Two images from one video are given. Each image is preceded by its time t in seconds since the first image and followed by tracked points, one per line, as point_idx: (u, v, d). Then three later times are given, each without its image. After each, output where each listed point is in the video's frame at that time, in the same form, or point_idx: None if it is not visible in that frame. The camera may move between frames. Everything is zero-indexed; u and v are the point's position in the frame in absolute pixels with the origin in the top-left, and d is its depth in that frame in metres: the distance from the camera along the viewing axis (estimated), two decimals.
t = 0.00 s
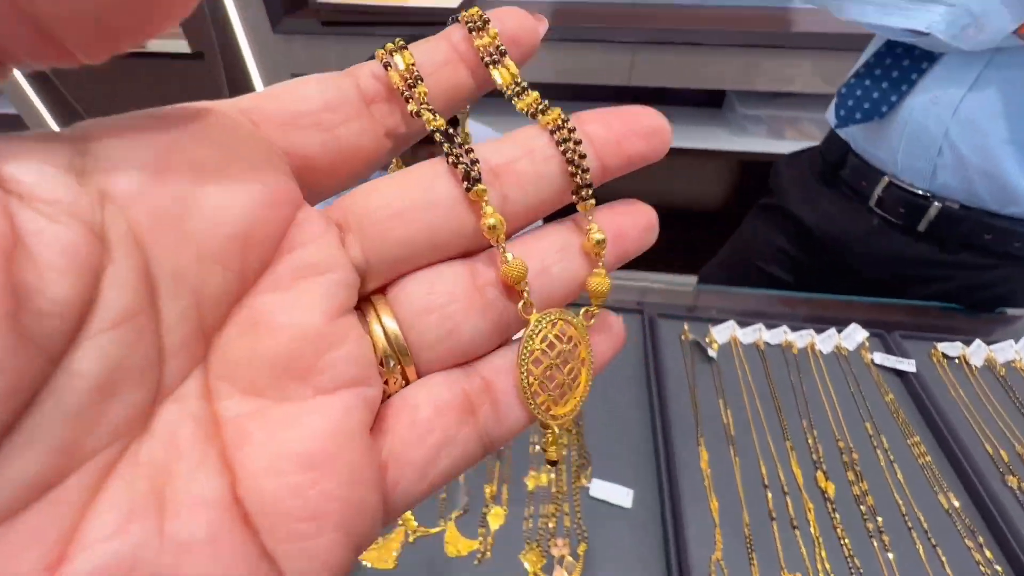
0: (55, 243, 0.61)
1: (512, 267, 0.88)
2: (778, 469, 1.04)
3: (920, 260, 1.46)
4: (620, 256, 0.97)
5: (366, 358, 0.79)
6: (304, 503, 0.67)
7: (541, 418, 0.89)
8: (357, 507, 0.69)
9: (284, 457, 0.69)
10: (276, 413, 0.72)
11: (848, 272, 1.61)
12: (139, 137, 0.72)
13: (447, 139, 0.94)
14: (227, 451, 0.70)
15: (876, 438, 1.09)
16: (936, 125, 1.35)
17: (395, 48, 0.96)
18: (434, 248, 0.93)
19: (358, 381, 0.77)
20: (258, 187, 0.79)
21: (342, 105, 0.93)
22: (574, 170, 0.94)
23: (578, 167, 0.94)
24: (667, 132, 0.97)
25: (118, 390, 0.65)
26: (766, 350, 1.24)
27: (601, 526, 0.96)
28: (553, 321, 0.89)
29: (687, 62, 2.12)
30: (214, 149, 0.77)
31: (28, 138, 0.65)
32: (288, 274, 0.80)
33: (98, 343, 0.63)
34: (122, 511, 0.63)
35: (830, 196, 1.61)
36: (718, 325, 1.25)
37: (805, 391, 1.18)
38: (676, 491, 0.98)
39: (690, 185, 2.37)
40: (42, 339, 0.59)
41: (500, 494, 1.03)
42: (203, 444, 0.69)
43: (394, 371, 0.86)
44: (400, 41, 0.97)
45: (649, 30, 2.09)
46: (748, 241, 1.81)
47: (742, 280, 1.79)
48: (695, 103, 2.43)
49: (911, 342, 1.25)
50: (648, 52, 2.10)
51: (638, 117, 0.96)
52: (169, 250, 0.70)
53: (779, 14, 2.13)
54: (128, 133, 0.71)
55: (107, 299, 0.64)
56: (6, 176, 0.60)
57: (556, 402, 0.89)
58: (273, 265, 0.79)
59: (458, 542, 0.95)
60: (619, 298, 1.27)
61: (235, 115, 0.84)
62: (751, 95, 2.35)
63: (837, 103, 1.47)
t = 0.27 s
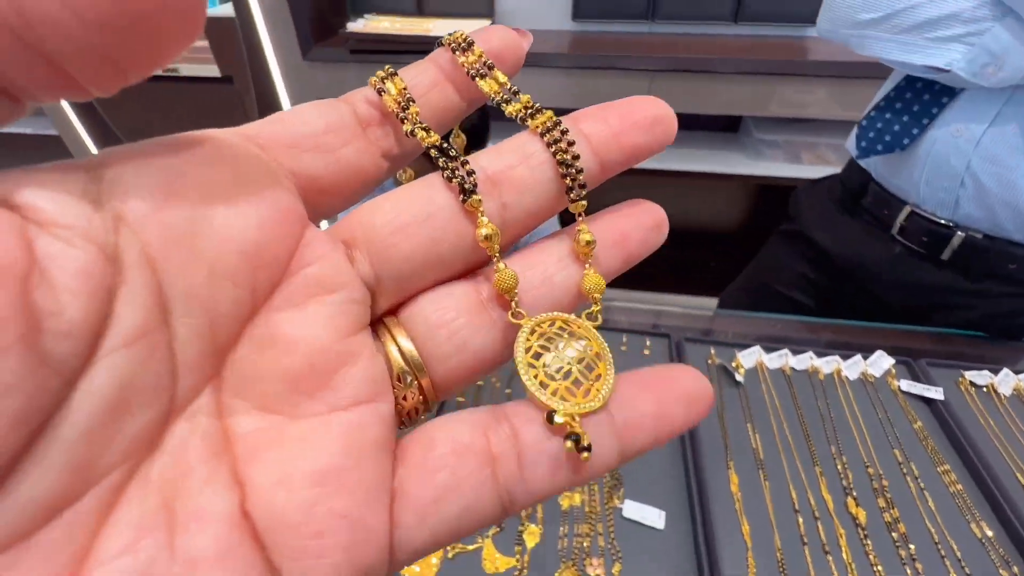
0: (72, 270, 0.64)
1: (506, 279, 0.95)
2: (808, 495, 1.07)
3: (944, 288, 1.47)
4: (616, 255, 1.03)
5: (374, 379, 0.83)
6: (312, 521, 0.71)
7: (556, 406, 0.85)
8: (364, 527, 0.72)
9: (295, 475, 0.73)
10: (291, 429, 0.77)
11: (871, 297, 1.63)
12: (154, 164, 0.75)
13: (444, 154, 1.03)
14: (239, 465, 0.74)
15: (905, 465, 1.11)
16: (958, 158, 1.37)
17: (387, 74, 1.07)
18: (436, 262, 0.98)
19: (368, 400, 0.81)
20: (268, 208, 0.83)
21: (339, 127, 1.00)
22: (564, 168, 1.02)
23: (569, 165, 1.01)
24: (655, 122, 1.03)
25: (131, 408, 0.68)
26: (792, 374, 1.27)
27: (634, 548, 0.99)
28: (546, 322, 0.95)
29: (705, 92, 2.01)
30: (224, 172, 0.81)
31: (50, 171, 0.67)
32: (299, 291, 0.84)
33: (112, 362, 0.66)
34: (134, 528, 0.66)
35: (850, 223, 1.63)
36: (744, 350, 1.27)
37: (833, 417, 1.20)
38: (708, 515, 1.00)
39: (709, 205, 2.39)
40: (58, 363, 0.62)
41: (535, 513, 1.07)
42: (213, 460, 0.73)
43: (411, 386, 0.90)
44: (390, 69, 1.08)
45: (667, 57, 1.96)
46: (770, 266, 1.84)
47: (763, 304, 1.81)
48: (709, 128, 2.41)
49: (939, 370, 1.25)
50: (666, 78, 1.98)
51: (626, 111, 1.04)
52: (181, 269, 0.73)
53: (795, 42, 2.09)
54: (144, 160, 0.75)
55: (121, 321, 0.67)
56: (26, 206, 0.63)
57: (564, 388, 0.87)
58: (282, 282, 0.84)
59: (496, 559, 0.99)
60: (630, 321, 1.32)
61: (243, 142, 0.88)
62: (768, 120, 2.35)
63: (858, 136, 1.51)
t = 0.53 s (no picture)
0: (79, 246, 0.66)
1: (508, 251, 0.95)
2: (836, 508, 1.07)
3: (967, 301, 1.48)
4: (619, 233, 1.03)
5: (383, 360, 0.85)
6: (323, 500, 0.74)
7: (555, 409, 0.92)
8: (374, 509, 0.75)
9: (307, 455, 0.75)
10: (300, 409, 0.80)
11: (891, 312, 1.63)
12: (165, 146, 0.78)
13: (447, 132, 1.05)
14: (248, 444, 0.77)
15: (934, 480, 1.10)
16: (980, 173, 1.39)
17: (391, 57, 1.10)
18: (444, 239, 1.02)
19: (377, 381, 0.84)
20: (275, 187, 0.86)
21: (344, 110, 1.03)
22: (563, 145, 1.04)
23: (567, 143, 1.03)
24: (666, 98, 1.03)
25: (138, 385, 0.70)
26: (816, 387, 1.26)
27: (663, 557, 1.00)
28: (556, 307, 0.96)
29: (717, 104, 2.03)
30: (228, 154, 0.84)
31: (60, 149, 0.71)
32: (305, 271, 0.87)
33: (116, 337, 0.69)
34: (141, 507, 0.69)
35: (871, 239, 1.63)
36: (768, 362, 1.27)
37: (859, 430, 1.20)
38: (736, 526, 1.00)
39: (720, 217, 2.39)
40: (62, 335, 0.64)
41: (562, 521, 1.09)
42: (223, 440, 0.76)
43: (416, 370, 0.93)
44: (394, 54, 1.11)
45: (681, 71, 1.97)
46: (787, 278, 1.84)
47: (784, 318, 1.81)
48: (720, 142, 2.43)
49: (965, 384, 1.24)
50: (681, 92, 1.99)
51: (637, 87, 1.04)
52: (187, 247, 0.76)
53: (808, 57, 2.09)
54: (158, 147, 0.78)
55: (125, 297, 0.70)
56: (32, 180, 0.66)
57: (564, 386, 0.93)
58: (289, 262, 0.86)
59: (525, 565, 1.01)
60: (645, 331, 1.31)
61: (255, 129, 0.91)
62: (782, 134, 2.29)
63: (877, 150, 1.51)
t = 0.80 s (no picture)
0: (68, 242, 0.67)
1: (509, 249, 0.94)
2: (860, 524, 1.06)
3: (987, 316, 1.46)
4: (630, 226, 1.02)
5: (383, 362, 0.86)
6: (317, 509, 0.74)
7: (551, 413, 0.97)
8: (372, 514, 0.76)
9: (301, 462, 0.75)
10: (295, 411, 0.79)
11: (909, 326, 1.62)
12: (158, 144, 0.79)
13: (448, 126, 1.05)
14: (243, 446, 0.77)
15: (960, 497, 1.10)
16: (999, 187, 1.38)
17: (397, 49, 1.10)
18: (445, 235, 1.01)
19: (374, 384, 0.84)
20: (267, 179, 0.86)
21: (346, 104, 1.04)
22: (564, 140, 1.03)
23: (567, 137, 1.03)
24: (683, 89, 1.02)
25: (128, 386, 0.71)
26: (835, 402, 1.26)
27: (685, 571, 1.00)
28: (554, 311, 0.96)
29: (725, 117, 2.04)
30: (223, 147, 0.84)
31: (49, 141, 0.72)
32: (303, 268, 0.86)
33: (105, 336, 0.69)
34: (133, 513, 0.70)
35: (887, 252, 1.63)
36: (788, 375, 1.27)
37: (880, 445, 1.19)
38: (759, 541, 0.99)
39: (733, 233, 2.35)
40: (48, 335, 0.65)
41: (582, 533, 1.09)
42: (219, 446, 0.77)
43: (409, 373, 0.94)
44: (398, 49, 1.12)
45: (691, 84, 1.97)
46: (801, 291, 1.84)
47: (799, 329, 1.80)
48: (729, 155, 2.42)
49: (988, 400, 1.23)
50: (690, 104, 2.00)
51: (656, 77, 1.03)
52: (179, 244, 0.77)
53: (818, 71, 2.09)
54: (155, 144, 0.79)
55: (114, 297, 0.70)
56: (20, 177, 0.67)
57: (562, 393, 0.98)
58: (285, 259, 0.86)
59: None
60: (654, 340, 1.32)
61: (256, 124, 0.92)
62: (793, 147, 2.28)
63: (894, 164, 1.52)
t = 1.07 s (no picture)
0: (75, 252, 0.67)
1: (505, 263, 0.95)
2: (876, 536, 1.06)
3: (996, 325, 1.46)
4: (627, 234, 1.02)
5: (382, 376, 0.87)
6: (311, 519, 0.72)
7: (555, 426, 0.87)
8: (367, 530, 0.73)
9: (299, 471, 0.74)
10: (295, 422, 0.80)
11: (918, 335, 1.61)
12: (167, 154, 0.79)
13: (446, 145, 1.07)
14: (241, 454, 0.76)
15: (975, 509, 1.10)
16: (1010, 199, 1.37)
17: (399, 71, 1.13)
18: (447, 250, 1.02)
19: (376, 397, 0.85)
20: (272, 188, 0.86)
21: (351, 124, 1.05)
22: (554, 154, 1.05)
23: (555, 151, 1.04)
24: (684, 92, 1.01)
25: (131, 395, 0.71)
26: (847, 411, 1.25)
27: None
28: (549, 321, 0.97)
29: (729, 124, 2.03)
30: (230, 157, 0.85)
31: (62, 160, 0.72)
32: (308, 282, 0.87)
33: (112, 347, 0.69)
34: (126, 524, 0.69)
35: (896, 260, 1.62)
36: (799, 384, 1.25)
37: (894, 456, 1.19)
38: (773, 553, 0.99)
39: (738, 241, 2.33)
40: (56, 344, 0.65)
41: (594, 543, 1.08)
42: (215, 454, 0.76)
43: (416, 388, 0.92)
44: (402, 69, 1.14)
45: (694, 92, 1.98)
46: (809, 299, 1.83)
47: (806, 338, 1.81)
48: (736, 160, 2.40)
49: (1000, 410, 1.22)
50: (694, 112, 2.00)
51: (656, 80, 1.02)
52: (186, 255, 0.77)
53: (822, 79, 2.10)
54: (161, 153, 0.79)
55: (121, 307, 0.70)
56: (31, 190, 0.67)
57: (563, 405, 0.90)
58: (291, 272, 0.87)
59: None
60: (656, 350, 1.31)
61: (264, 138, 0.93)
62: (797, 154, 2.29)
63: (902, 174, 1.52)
